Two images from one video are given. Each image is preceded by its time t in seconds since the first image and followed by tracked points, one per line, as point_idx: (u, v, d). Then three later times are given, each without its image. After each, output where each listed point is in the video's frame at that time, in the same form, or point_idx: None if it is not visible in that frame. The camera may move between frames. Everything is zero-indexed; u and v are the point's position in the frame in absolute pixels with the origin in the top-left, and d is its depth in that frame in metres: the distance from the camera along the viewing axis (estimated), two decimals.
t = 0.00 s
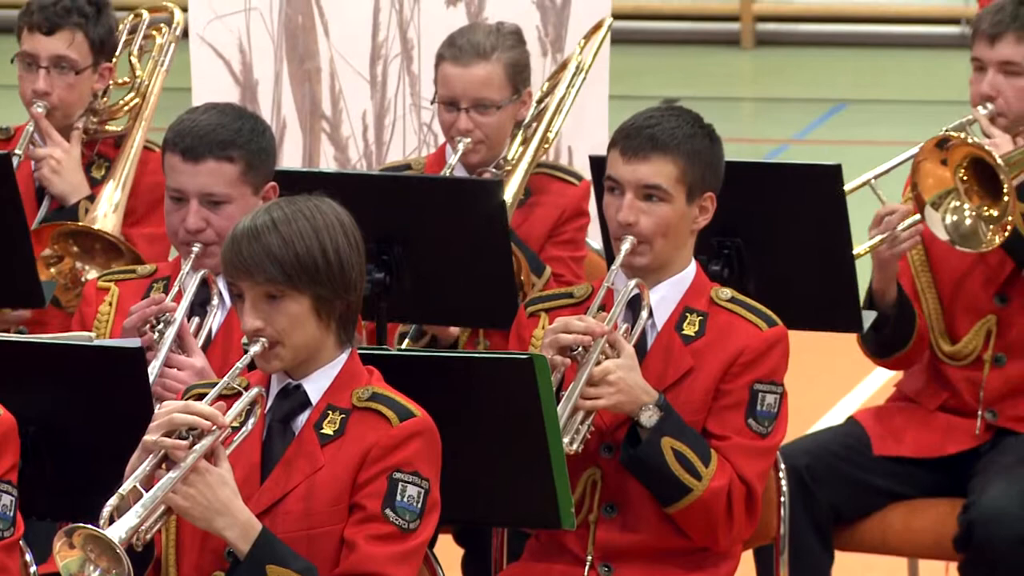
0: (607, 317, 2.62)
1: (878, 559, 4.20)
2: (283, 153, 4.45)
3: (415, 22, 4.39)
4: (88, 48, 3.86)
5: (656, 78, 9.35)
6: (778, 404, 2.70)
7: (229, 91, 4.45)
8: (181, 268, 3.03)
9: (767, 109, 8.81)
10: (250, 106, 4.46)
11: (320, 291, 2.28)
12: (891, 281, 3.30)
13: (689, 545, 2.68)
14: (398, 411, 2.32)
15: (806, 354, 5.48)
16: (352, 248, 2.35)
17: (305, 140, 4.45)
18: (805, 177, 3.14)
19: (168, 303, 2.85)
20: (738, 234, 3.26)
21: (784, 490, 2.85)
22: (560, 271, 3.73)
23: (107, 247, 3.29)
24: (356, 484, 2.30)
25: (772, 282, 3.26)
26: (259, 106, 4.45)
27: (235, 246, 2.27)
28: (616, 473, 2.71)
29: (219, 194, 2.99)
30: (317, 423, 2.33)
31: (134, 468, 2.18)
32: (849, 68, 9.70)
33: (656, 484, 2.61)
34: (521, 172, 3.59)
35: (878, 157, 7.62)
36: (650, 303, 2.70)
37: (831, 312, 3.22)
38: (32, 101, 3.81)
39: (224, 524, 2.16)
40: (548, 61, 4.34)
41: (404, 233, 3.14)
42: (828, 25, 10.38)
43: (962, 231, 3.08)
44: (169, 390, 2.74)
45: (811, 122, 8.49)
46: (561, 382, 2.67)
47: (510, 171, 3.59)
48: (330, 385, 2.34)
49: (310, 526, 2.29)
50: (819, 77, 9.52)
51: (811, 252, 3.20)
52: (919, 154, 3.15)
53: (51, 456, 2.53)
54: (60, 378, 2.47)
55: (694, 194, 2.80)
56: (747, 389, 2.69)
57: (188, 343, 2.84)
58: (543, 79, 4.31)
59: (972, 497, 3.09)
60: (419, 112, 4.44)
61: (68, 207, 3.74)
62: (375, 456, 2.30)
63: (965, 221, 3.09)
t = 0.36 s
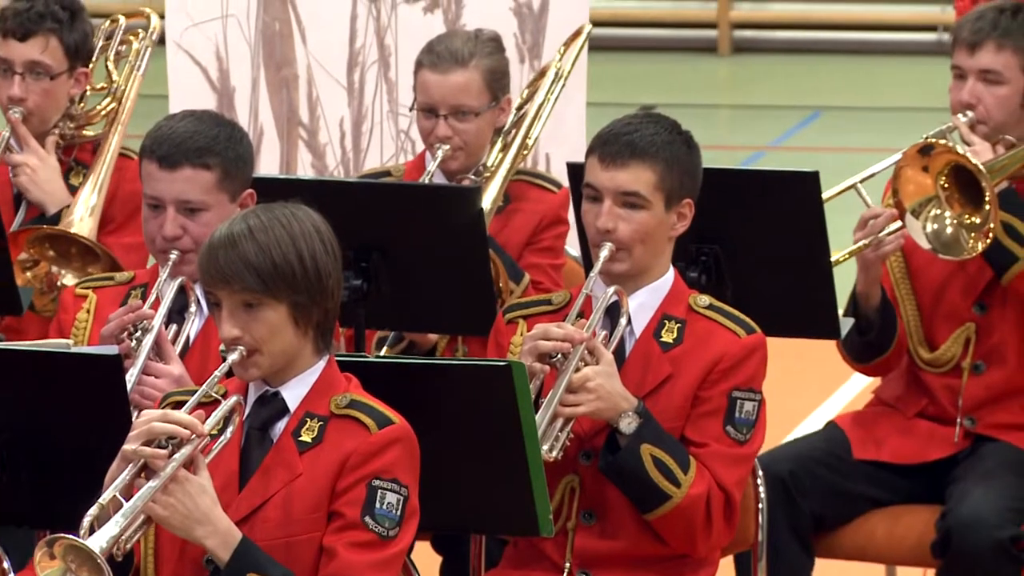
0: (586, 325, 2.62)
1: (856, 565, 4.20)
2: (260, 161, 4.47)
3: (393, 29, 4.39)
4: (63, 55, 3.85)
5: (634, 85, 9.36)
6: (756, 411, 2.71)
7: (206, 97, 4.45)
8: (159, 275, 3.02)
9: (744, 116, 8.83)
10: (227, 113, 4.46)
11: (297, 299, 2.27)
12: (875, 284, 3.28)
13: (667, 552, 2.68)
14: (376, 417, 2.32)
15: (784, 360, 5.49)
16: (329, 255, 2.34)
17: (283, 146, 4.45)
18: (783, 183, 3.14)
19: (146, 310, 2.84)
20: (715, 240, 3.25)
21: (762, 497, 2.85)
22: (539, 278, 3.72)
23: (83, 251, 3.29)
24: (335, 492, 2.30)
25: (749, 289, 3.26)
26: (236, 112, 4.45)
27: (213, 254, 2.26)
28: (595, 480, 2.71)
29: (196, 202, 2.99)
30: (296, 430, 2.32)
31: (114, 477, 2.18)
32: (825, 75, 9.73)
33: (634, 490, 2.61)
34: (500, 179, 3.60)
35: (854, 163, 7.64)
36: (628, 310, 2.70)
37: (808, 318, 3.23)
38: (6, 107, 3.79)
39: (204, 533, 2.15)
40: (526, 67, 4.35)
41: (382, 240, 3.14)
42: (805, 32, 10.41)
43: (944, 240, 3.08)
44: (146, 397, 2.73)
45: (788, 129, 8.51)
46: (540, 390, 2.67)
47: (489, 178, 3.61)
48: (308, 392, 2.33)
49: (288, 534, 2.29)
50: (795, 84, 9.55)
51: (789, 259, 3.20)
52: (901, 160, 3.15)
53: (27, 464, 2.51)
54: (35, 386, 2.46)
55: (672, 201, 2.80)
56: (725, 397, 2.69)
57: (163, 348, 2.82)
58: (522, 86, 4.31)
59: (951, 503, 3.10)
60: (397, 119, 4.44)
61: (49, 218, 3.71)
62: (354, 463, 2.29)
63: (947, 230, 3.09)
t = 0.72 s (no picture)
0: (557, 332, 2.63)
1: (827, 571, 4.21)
2: (230, 167, 4.46)
3: (363, 35, 4.38)
4: (31, 61, 3.78)
5: (605, 92, 9.37)
6: (726, 418, 2.71)
7: (175, 104, 4.44)
8: (129, 281, 3.02)
9: (716, 122, 8.84)
10: (197, 120, 4.45)
11: (267, 305, 2.26)
12: (847, 292, 3.28)
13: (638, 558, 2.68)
14: (347, 424, 2.31)
15: (754, 366, 5.49)
16: (299, 261, 2.33)
17: (253, 154, 4.45)
18: (754, 189, 3.15)
19: (117, 318, 2.82)
20: (687, 247, 3.25)
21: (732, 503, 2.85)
22: (511, 286, 3.69)
23: (58, 258, 3.26)
24: (305, 499, 2.29)
25: (719, 296, 3.27)
26: (206, 119, 4.44)
27: (182, 261, 2.25)
28: (565, 487, 2.71)
29: (167, 209, 2.97)
30: (266, 437, 2.31)
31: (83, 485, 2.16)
32: (796, 82, 9.76)
33: (605, 498, 2.60)
34: (472, 185, 3.54)
35: (825, 170, 7.66)
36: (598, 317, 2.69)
37: (779, 324, 3.23)
38: None
39: (174, 541, 2.14)
40: (495, 74, 4.34)
41: (352, 246, 3.13)
42: (776, 39, 10.44)
43: (918, 247, 3.09)
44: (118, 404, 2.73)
45: (759, 136, 8.53)
46: (510, 398, 2.66)
47: (462, 184, 3.56)
48: (278, 399, 2.32)
49: (258, 540, 2.28)
50: (767, 90, 9.57)
51: (759, 266, 3.20)
52: (876, 167, 3.16)
53: None
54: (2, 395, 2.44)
55: (642, 208, 2.80)
56: (695, 404, 2.69)
57: (134, 357, 2.81)
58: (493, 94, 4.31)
59: (921, 510, 3.11)
60: (367, 125, 4.43)
61: (15, 224, 3.71)
62: (324, 470, 2.29)
63: (920, 238, 3.10)
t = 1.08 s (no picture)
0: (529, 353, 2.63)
1: None
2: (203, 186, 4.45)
3: (336, 54, 4.38)
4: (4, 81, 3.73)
5: (579, 111, 9.39)
6: (699, 437, 2.71)
7: (148, 123, 4.43)
8: (103, 301, 3.01)
9: (689, 140, 8.87)
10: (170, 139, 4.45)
11: (240, 324, 2.25)
12: (839, 302, 3.27)
13: None
14: (320, 444, 2.30)
15: (727, 385, 5.50)
16: (273, 280, 2.32)
17: (226, 174, 4.45)
18: (726, 208, 3.15)
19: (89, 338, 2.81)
20: (661, 266, 3.25)
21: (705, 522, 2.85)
22: (490, 303, 3.72)
23: (34, 277, 3.28)
24: (279, 518, 2.28)
25: (692, 315, 3.27)
26: (178, 139, 4.44)
27: (156, 279, 2.25)
28: (538, 507, 2.71)
29: (141, 229, 2.96)
30: (239, 457, 2.30)
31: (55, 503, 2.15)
32: (769, 101, 9.79)
33: (579, 518, 2.60)
34: (455, 204, 3.60)
35: (797, 189, 7.68)
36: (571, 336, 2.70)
37: (752, 343, 3.23)
38: None
39: (147, 558, 2.13)
40: (470, 93, 4.35)
41: (327, 265, 3.12)
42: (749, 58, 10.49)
43: (897, 272, 3.08)
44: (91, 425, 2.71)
45: (732, 154, 8.55)
46: (483, 419, 2.66)
47: (444, 204, 3.62)
48: (252, 418, 2.31)
49: (231, 560, 2.27)
50: (740, 109, 9.60)
51: (731, 285, 3.20)
52: (849, 193, 3.14)
53: None
54: None
55: (615, 228, 2.80)
56: (668, 423, 2.69)
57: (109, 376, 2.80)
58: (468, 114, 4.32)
59: (894, 529, 3.11)
60: (340, 144, 4.43)
61: None
62: (298, 489, 2.28)
63: (899, 262, 3.09)
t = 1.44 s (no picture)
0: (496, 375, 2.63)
1: None
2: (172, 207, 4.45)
3: (305, 74, 4.38)
4: None
5: (550, 131, 9.41)
6: (668, 457, 2.72)
7: (118, 144, 4.45)
8: (72, 321, 3.00)
9: (660, 160, 8.89)
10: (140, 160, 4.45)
11: (208, 344, 2.24)
12: (824, 318, 3.26)
13: None
14: (290, 464, 2.29)
15: (697, 405, 5.51)
16: (241, 300, 2.31)
17: (196, 194, 4.44)
18: (695, 228, 3.16)
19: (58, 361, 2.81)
20: (630, 286, 3.26)
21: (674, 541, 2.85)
22: (465, 326, 3.73)
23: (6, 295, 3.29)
24: (249, 538, 2.28)
25: (662, 335, 3.27)
26: (148, 159, 4.44)
27: (123, 301, 2.24)
28: (508, 528, 2.70)
29: (110, 249, 2.96)
30: (209, 477, 2.29)
31: (24, 528, 2.14)
32: (739, 121, 9.83)
33: (549, 539, 2.60)
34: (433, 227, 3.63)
35: (768, 209, 7.71)
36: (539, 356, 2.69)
37: (723, 363, 3.24)
38: None
39: None
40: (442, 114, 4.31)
41: (297, 287, 3.12)
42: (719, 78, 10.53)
43: (880, 298, 3.02)
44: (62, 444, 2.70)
45: (702, 174, 8.58)
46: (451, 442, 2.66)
47: (422, 227, 3.64)
48: (220, 439, 2.30)
49: None
50: (710, 129, 9.64)
51: (701, 305, 3.21)
52: (830, 221, 3.07)
53: None
54: None
55: (583, 248, 2.80)
56: (639, 443, 2.70)
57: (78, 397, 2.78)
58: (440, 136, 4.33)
59: (865, 548, 3.11)
60: (309, 164, 4.42)
61: None
62: (268, 509, 2.28)
63: (882, 289, 3.02)
